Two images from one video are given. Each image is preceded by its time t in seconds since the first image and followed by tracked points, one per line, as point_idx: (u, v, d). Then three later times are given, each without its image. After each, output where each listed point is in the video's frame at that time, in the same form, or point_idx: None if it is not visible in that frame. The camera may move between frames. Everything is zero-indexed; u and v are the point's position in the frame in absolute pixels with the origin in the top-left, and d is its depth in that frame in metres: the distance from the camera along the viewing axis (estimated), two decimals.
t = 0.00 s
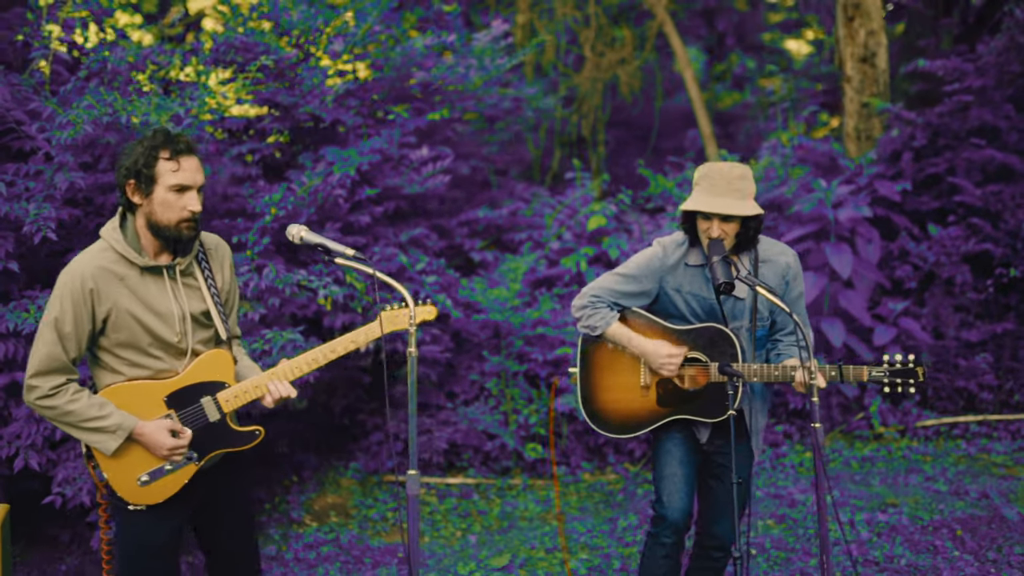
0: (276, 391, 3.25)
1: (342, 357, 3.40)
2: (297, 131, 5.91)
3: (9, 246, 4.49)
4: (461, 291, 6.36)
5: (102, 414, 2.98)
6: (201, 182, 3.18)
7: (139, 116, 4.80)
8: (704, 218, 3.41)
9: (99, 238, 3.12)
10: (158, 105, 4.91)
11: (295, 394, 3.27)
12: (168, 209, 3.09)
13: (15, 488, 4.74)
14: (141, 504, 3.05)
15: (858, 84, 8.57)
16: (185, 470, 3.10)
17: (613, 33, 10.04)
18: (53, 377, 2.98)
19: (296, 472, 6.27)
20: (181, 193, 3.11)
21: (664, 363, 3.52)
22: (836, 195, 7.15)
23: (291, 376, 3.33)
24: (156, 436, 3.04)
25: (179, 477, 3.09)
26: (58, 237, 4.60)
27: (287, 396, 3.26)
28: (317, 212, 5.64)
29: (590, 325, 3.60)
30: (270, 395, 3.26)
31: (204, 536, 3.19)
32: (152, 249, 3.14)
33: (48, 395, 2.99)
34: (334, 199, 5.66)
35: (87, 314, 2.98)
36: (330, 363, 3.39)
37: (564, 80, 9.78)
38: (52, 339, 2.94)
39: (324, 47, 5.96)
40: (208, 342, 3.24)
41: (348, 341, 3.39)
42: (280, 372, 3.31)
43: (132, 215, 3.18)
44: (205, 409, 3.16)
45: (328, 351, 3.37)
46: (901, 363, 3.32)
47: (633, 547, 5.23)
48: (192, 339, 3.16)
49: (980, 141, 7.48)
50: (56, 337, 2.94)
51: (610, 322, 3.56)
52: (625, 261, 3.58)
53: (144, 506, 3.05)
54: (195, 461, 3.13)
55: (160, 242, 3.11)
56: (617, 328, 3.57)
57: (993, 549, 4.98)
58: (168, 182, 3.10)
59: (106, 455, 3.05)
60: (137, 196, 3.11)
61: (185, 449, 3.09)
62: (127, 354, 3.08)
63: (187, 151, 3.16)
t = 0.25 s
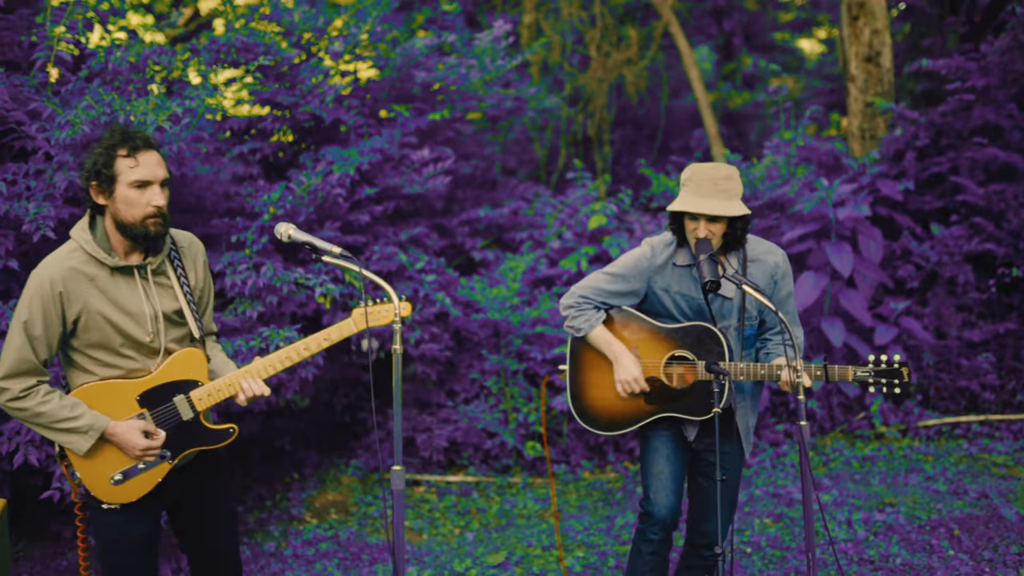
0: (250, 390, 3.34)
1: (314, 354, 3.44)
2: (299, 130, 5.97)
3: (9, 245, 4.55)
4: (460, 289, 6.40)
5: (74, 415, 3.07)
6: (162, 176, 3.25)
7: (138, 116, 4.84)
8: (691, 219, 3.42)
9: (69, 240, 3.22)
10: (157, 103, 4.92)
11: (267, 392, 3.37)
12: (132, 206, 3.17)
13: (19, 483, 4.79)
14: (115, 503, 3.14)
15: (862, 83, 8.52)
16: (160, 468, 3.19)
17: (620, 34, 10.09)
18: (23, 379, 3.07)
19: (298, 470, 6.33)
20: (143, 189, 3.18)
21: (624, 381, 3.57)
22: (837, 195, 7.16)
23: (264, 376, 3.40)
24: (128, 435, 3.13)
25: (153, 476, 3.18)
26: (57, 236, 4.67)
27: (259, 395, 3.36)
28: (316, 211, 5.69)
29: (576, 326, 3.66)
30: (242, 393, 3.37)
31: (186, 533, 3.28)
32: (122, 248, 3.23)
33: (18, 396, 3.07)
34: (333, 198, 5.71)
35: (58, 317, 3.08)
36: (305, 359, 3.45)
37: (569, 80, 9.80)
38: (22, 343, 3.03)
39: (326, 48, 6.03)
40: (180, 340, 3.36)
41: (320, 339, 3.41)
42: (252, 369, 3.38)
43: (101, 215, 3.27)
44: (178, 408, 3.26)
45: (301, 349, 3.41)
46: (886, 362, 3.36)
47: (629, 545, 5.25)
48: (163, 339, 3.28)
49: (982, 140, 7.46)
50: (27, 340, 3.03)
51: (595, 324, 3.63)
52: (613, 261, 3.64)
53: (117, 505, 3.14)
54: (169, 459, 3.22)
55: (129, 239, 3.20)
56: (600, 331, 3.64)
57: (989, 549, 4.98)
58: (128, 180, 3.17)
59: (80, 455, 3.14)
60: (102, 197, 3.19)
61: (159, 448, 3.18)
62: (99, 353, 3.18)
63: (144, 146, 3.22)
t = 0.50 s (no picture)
0: (224, 382, 3.30)
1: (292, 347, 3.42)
2: (302, 130, 6.01)
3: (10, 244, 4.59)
4: (460, 289, 6.43)
5: (43, 410, 3.08)
6: (127, 171, 3.21)
7: (139, 116, 4.88)
8: (680, 220, 3.44)
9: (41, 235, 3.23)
10: (155, 103, 4.96)
11: (241, 386, 3.31)
12: (96, 202, 3.15)
13: (19, 479, 4.90)
14: (91, 497, 3.14)
15: (870, 83, 8.47)
16: (133, 463, 3.17)
17: (626, 32, 10.23)
18: None
19: (302, 467, 6.36)
20: (106, 185, 3.15)
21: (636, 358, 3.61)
22: (840, 196, 7.13)
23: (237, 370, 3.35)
24: (99, 430, 3.12)
25: (127, 471, 3.17)
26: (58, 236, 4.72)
27: (234, 388, 3.31)
28: (317, 211, 5.72)
29: (569, 322, 3.70)
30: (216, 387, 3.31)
31: (172, 532, 3.24)
32: (92, 243, 3.22)
33: None
34: (333, 199, 5.74)
35: (28, 312, 3.10)
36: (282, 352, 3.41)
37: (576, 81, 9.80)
38: None
39: (329, 50, 6.08)
40: (157, 335, 3.31)
41: (298, 332, 3.40)
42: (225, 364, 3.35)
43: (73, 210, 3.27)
44: (151, 403, 3.22)
45: (277, 343, 3.38)
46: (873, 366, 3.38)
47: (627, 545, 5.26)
48: (137, 333, 3.24)
49: (987, 141, 7.42)
50: None
51: (587, 320, 3.67)
52: (606, 259, 3.67)
53: (93, 500, 3.14)
54: (143, 455, 3.19)
55: (95, 235, 3.18)
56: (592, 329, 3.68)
57: (987, 551, 4.97)
58: (90, 176, 3.15)
59: (54, 449, 3.15)
60: (68, 192, 3.18)
61: (130, 444, 3.14)
62: (71, 348, 3.18)
63: (107, 141, 3.18)
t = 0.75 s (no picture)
0: (204, 381, 3.37)
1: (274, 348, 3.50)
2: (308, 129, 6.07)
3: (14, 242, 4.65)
4: (463, 289, 6.46)
5: (25, 404, 3.17)
6: (107, 166, 3.26)
7: (141, 117, 4.93)
8: (673, 221, 3.47)
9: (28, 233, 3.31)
10: (157, 105, 5.00)
11: (221, 383, 3.38)
12: (76, 198, 3.21)
13: (27, 477, 4.99)
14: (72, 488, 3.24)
15: (878, 84, 8.33)
16: (114, 456, 3.26)
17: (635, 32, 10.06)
18: None
19: (305, 466, 6.40)
20: (85, 181, 3.21)
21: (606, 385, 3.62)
22: (844, 196, 7.12)
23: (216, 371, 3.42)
24: (78, 424, 3.21)
25: (107, 463, 3.25)
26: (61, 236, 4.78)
27: (214, 385, 3.37)
28: (319, 211, 5.78)
29: (565, 323, 3.69)
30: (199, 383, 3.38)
31: (158, 527, 3.33)
32: (76, 240, 3.29)
33: None
34: (336, 199, 5.78)
35: (11, 308, 3.18)
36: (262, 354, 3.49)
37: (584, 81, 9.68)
38: None
39: (333, 50, 6.18)
40: (140, 330, 3.40)
41: (281, 333, 3.49)
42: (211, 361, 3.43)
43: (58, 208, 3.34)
44: (133, 398, 3.31)
45: (260, 343, 3.47)
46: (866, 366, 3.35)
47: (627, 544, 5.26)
48: (119, 329, 3.32)
49: (994, 142, 7.38)
50: None
51: (584, 321, 3.66)
52: (600, 259, 3.66)
53: (76, 489, 3.23)
54: (123, 448, 3.27)
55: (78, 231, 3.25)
56: (590, 327, 3.67)
57: (988, 553, 4.95)
58: (69, 172, 3.21)
59: (37, 441, 3.25)
60: (50, 189, 3.26)
61: (110, 438, 3.24)
62: (55, 343, 3.27)
63: (85, 137, 3.24)
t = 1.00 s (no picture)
0: (206, 368, 3.36)
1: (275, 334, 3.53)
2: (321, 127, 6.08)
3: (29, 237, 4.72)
4: (475, 287, 6.49)
5: (29, 390, 3.23)
6: (105, 151, 3.33)
7: (154, 116, 4.98)
8: (679, 218, 3.49)
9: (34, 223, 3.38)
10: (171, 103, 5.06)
11: (226, 369, 3.37)
12: (74, 181, 3.27)
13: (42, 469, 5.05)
14: (78, 477, 3.27)
15: (895, 83, 8.27)
16: (119, 444, 3.28)
17: (652, 32, 10.05)
18: None
19: (318, 462, 6.41)
20: (83, 164, 3.28)
21: (611, 381, 3.62)
22: (858, 196, 7.08)
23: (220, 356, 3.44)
24: (82, 411, 3.25)
25: (112, 451, 3.28)
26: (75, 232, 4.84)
27: (218, 372, 3.36)
28: (332, 209, 5.82)
29: (568, 323, 3.70)
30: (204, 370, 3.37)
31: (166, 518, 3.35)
32: (79, 226, 3.34)
33: None
34: (348, 196, 5.83)
35: (15, 295, 3.22)
36: (264, 340, 3.52)
37: (600, 80, 9.65)
38: None
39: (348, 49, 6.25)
40: (144, 320, 3.43)
41: (281, 319, 3.51)
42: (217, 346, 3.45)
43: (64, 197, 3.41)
44: (137, 386, 3.33)
45: (261, 329, 3.49)
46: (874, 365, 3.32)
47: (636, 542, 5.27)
48: (122, 318, 3.35)
49: (1012, 141, 7.32)
50: None
51: (586, 322, 3.67)
52: (606, 257, 3.66)
53: (83, 478, 3.27)
54: (129, 437, 3.30)
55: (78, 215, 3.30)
56: (592, 327, 3.69)
57: (1000, 555, 4.91)
58: (67, 156, 3.29)
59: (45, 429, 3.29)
60: (52, 176, 3.33)
61: (116, 420, 3.27)
62: (59, 331, 3.31)
63: (83, 122, 3.32)
